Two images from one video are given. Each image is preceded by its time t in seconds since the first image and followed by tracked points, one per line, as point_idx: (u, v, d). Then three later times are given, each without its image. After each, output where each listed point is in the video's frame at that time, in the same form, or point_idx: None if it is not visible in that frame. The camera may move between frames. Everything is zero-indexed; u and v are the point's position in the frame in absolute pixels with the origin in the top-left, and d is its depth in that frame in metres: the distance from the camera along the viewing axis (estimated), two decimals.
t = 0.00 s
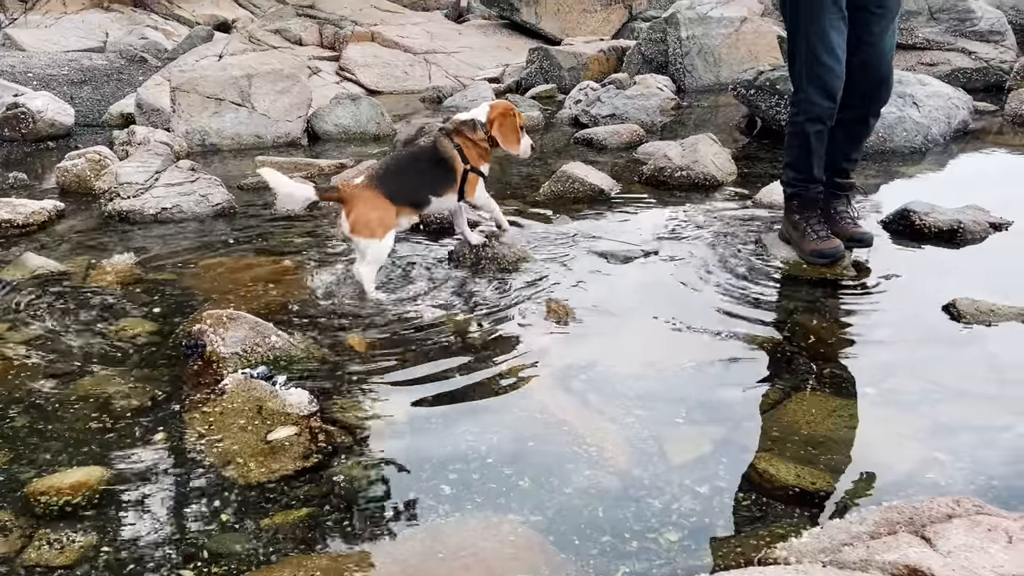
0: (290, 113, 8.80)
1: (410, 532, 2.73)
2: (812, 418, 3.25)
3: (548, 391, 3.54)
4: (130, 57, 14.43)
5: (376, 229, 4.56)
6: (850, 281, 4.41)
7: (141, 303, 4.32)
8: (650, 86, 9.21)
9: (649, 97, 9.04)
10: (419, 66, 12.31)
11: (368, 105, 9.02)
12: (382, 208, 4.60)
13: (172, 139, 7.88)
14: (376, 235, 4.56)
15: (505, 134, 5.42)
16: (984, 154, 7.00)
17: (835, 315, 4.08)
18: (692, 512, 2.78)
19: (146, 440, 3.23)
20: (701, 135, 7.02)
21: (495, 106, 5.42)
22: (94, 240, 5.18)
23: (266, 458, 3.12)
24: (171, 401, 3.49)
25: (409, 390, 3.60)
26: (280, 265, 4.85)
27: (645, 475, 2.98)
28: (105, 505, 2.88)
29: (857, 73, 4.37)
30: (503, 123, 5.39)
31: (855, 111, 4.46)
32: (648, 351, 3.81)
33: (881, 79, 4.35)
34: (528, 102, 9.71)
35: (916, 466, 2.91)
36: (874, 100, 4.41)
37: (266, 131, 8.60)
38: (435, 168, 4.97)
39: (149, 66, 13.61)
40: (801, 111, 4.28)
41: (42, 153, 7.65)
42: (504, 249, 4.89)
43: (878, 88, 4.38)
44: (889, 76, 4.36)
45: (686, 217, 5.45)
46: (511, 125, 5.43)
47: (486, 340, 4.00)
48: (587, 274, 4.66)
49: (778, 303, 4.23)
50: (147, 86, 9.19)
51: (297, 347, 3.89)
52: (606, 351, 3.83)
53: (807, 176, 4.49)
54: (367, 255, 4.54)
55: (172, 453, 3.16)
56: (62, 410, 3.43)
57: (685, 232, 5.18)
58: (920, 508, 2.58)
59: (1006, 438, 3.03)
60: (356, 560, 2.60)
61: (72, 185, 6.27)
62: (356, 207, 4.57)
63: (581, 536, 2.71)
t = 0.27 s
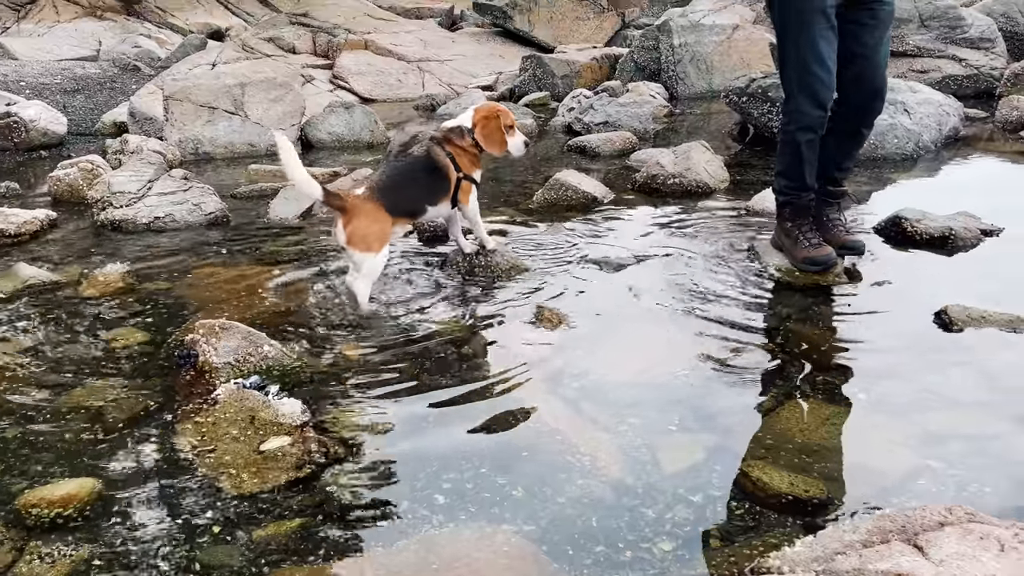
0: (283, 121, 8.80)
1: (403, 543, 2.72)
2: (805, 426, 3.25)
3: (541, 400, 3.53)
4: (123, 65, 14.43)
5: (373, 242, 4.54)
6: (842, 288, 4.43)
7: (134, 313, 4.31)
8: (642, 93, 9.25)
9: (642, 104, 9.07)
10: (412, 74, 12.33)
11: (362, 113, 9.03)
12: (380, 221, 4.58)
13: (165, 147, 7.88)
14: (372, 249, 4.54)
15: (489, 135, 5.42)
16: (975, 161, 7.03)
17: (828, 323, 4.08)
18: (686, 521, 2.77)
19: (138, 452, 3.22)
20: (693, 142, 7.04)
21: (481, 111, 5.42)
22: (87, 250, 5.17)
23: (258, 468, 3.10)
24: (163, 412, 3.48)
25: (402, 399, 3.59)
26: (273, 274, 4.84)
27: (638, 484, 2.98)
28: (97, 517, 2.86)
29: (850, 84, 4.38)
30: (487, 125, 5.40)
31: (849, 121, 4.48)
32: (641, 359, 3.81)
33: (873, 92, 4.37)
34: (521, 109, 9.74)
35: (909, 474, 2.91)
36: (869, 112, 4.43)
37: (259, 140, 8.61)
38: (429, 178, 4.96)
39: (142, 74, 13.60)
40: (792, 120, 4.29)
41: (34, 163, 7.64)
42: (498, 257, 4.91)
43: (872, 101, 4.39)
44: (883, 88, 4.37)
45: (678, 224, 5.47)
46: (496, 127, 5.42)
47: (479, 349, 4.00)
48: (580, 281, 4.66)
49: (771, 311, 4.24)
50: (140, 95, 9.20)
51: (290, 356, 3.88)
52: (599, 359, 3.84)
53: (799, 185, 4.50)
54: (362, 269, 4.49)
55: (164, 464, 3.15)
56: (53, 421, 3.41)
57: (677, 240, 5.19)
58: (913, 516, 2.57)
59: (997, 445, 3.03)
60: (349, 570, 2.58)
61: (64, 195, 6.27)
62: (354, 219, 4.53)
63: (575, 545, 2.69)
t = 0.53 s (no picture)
0: (276, 127, 8.81)
1: (396, 547, 2.69)
2: (798, 428, 3.24)
3: (534, 403, 3.53)
4: (116, 71, 14.42)
5: (369, 249, 4.55)
6: (835, 291, 4.43)
7: (126, 318, 4.30)
8: (635, 98, 9.27)
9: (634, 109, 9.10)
10: (405, 80, 12.34)
11: (355, 118, 9.04)
12: (375, 228, 4.59)
13: (157, 153, 7.87)
14: (368, 256, 4.55)
15: (474, 139, 5.34)
16: (967, 164, 7.07)
17: (821, 325, 4.09)
18: (680, 524, 2.76)
19: (130, 457, 3.20)
20: (687, 146, 7.06)
21: (467, 113, 5.36)
22: (79, 256, 5.15)
23: (251, 473, 3.08)
24: (155, 417, 3.46)
25: (396, 404, 3.58)
26: (266, 279, 4.83)
27: (632, 487, 2.97)
28: (88, 523, 2.83)
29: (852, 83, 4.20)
30: (472, 128, 5.33)
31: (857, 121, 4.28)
32: (634, 362, 3.81)
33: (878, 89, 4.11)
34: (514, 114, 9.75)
35: (903, 475, 2.90)
36: (877, 110, 4.19)
37: (252, 145, 8.60)
38: (423, 182, 4.96)
39: (135, 80, 13.60)
40: (784, 125, 4.28)
41: (26, 168, 7.63)
42: (491, 261, 4.91)
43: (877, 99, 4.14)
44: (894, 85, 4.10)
45: (670, 227, 5.48)
46: (482, 129, 5.35)
47: (472, 353, 3.99)
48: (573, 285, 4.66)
49: (764, 314, 4.24)
50: (133, 101, 9.19)
51: (282, 360, 3.86)
52: (592, 363, 3.83)
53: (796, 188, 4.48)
54: (358, 274, 4.52)
55: (156, 470, 3.13)
56: (45, 426, 3.39)
57: (670, 243, 5.21)
58: (907, 517, 2.55)
59: (989, 446, 3.03)
60: None
61: (56, 200, 6.26)
62: (351, 226, 4.55)
63: (569, 549, 2.68)
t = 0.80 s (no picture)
0: (270, 134, 8.81)
1: (391, 555, 2.69)
2: (793, 433, 3.25)
3: (529, 410, 3.53)
4: (109, 78, 14.40)
5: (364, 254, 4.54)
6: (829, 296, 4.45)
7: (119, 326, 4.29)
8: (629, 104, 9.30)
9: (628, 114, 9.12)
10: (399, 86, 12.36)
11: (349, 125, 9.04)
12: (370, 233, 4.59)
13: (151, 160, 7.87)
14: (363, 260, 4.54)
15: (465, 143, 5.23)
16: (959, 169, 7.10)
17: (815, 330, 4.10)
18: (675, 530, 2.76)
19: (123, 465, 3.19)
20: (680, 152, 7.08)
21: (459, 116, 5.27)
22: (72, 263, 5.14)
23: (245, 481, 3.07)
24: (149, 425, 3.46)
25: (390, 411, 3.57)
26: (260, 286, 4.83)
27: (627, 493, 2.97)
28: (81, 532, 2.82)
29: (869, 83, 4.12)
30: (461, 132, 5.22)
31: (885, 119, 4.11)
32: (628, 368, 3.81)
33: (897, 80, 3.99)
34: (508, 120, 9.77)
35: (896, 480, 2.91)
36: (905, 105, 4.04)
37: (246, 151, 8.60)
38: (417, 187, 4.95)
39: (128, 87, 13.58)
40: (784, 133, 4.28)
41: (18, 176, 7.61)
42: (486, 267, 4.92)
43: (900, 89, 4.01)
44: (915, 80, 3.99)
45: (664, 233, 5.50)
46: (471, 133, 5.23)
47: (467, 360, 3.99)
48: (567, 292, 4.66)
49: (758, 319, 4.26)
50: (126, 107, 9.18)
51: (276, 367, 3.86)
52: (586, 368, 3.83)
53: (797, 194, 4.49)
54: (353, 279, 4.52)
55: (150, 478, 3.12)
56: (38, 435, 3.38)
57: (664, 248, 5.22)
58: (901, 522, 2.54)
59: (983, 450, 3.03)
60: None
61: (48, 207, 6.25)
62: (346, 231, 4.54)
63: (564, 556, 2.67)
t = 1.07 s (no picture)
0: (263, 139, 8.81)
1: (385, 561, 2.69)
2: (786, 437, 3.26)
3: (523, 415, 3.53)
4: (102, 83, 14.37)
5: (358, 256, 4.55)
6: (821, 300, 4.47)
7: (112, 332, 4.28)
8: (622, 109, 9.33)
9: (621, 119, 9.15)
10: (393, 90, 12.36)
11: (342, 130, 9.05)
12: (364, 235, 4.59)
13: (143, 165, 7.85)
14: (358, 262, 4.55)
15: (456, 147, 5.23)
16: (950, 172, 7.14)
17: (808, 334, 4.11)
18: (668, 536, 2.76)
19: (116, 473, 3.18)
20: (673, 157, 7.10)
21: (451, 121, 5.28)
22: (65, 269, 5.13)
23: (239, 488, 3.07)
24: (142, 432, 3.45)
25: (384, 417, 3.57)
26: (254, 292, 4.82)
27: (621, 499, 2.97)
28: (73, 540, 2.81)
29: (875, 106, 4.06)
30: (451, 136, 5.23)
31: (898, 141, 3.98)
32: (622, 373, 3.82)
33: (905, 102, 3.92)
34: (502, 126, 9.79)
35: (889, 485, 2.92)
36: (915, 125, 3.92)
37: (239, 156, 8.59)
38: (411, 190, 4.96)
39: (121, 92, 13.56)
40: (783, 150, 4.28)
41: (10, 181, 7.60)
42: (480, 272, 4.92)
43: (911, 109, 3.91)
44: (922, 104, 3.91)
45: (657, 237, 5.51)
46: (460, 137, 5.23)
47: (461, 366, 3.99)
48: (561, 296, 4.67)
49: (751, 324, 4.27)
50: (119, 112, 9.16)
51: (270, 374, 3.85)
52: (579, 373, 3.84)
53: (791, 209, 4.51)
54: (348, 281, 4.52)
55: (143, 486, 3.11)
56: (30, 442, 3.37)
57: (657, 253, 5.24)
58: (893, 527, 2.55)
59: (975, 453, 3.05)
60: None
61: (40, 213, 6.23)
62: (340, 233, 4.55)
63: (557, 562, 2.68)
